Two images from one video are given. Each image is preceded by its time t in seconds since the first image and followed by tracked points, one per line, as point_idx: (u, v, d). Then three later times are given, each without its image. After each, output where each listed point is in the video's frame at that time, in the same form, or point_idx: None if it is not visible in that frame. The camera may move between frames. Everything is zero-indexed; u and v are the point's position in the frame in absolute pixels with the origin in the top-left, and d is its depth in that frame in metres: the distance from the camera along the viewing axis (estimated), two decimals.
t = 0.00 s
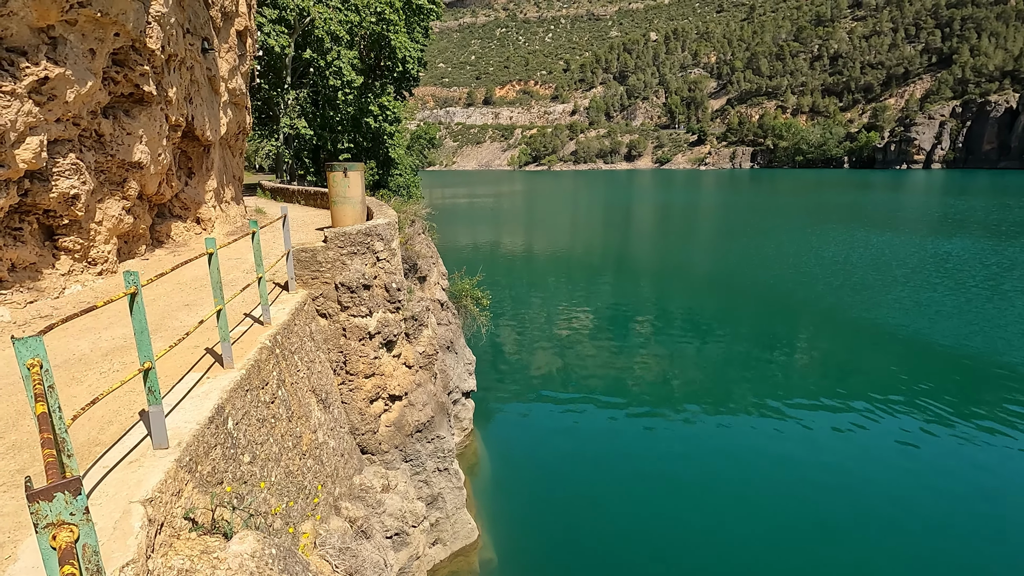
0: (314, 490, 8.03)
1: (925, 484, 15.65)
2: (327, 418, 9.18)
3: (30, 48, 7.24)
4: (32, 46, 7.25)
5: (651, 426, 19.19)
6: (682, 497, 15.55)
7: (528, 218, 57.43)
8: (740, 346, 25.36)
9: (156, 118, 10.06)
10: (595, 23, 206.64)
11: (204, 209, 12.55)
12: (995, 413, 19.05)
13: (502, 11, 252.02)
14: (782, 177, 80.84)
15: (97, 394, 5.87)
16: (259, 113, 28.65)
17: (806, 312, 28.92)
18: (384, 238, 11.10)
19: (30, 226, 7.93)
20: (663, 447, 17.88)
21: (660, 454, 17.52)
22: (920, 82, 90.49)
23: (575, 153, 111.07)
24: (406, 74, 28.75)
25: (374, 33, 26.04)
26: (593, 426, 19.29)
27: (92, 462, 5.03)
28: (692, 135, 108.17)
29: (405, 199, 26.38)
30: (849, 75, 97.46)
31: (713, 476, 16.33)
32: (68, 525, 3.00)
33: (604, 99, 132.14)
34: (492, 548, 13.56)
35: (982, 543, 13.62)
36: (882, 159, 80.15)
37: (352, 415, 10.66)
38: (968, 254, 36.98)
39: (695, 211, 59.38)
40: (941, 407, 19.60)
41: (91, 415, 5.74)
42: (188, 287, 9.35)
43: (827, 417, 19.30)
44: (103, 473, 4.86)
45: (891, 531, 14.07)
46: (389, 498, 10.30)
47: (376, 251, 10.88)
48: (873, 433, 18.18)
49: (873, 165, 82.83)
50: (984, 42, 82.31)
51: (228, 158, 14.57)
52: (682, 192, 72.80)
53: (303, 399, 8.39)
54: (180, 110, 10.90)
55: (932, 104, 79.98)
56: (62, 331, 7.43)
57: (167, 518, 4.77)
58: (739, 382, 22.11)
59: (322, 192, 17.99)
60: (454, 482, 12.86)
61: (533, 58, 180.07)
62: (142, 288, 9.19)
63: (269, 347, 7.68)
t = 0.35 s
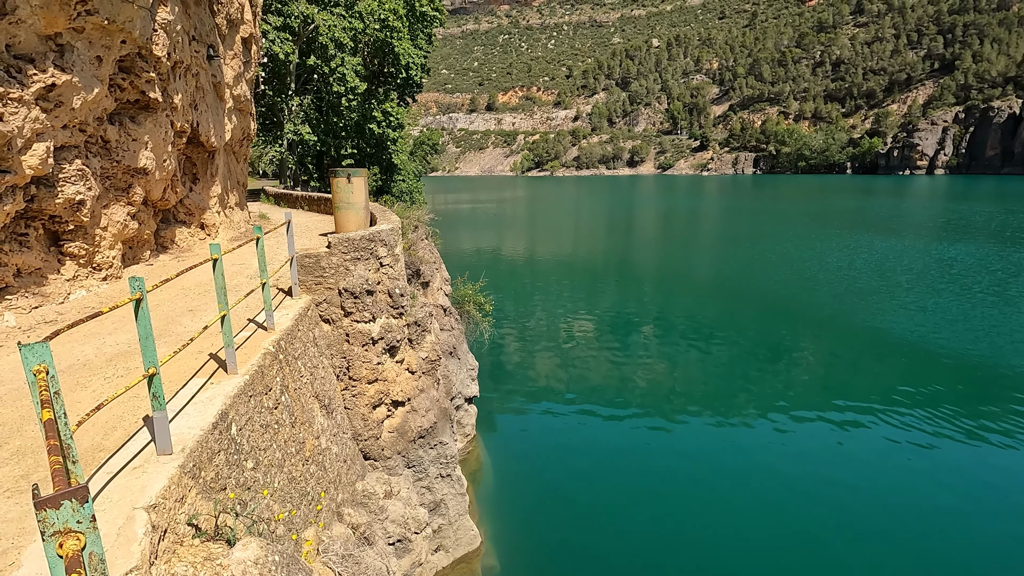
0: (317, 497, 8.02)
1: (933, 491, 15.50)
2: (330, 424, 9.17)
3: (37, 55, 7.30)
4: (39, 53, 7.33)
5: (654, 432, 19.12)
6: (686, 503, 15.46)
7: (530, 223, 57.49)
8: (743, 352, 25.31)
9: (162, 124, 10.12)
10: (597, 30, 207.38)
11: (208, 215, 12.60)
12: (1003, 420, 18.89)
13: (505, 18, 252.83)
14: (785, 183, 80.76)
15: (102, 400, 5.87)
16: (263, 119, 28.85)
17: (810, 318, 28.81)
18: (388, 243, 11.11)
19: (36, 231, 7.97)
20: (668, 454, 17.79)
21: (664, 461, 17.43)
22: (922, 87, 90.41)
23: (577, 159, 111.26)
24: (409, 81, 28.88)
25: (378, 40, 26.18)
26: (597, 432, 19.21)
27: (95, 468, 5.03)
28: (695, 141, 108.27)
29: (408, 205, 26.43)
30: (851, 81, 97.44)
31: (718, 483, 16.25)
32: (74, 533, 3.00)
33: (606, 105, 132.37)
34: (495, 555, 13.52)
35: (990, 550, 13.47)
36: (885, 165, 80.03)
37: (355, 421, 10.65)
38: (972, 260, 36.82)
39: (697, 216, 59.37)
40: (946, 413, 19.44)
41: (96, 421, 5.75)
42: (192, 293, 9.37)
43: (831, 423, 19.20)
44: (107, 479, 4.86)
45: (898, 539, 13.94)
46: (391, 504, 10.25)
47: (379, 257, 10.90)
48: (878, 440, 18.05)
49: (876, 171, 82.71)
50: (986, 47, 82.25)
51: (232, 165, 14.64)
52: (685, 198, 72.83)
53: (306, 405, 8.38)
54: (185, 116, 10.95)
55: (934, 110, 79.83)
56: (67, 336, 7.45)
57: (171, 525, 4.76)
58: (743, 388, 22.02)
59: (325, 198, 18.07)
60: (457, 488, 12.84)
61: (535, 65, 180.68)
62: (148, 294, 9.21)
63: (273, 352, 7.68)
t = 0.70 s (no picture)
0: (320, 502, 8.02)
1: (938, 497, 15.42)
2: (332, 428, 9.17)
3: (44, 61, 7.33)
4: (46, 59, 7.36)
5: (657, 437, 19.08)
6: (689, 508, 15.43)
7: (532, 228, 57.45)
8: (745, 357, 25.25)
9: (166, 129, 10.16)
10: (599, 35, 207.92)
11: (211, 219, 12.65)
12: (1009, 426, 18.79)
13: (507, 24, 253.75)
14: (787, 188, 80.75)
15: (106, 404, 5.88)
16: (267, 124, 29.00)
17: (813, 323, 28.75)
18: (391, 248, 11.13)
19: (41, 236, 7.99)
20: (671, 459, 17.77)
21: (667, 466, 17.40)
22: (924, 93, 90.41)
23: (580, 164, 111.40)
24: (412, 86, 28.97)
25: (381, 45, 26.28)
26: (600, 437, 19.19)
27: (99, 472, 5.03)
28: (697, 146, 108.30)
29: (411, 210, 26.46)
30: (853, 86, 97.47)
31: (721, 487, 16.21)
32: (83, 537, 3.01)
33: (608, 110, 132.62)
34: (496, 561, 13.46)
35: (994, 557, 13.38)
36: (888, 170, 80.01)
37: (358, 425, 10.65)
38: (976, 265, 36.71)
39: (699, 221, 59.28)
40: (951, 419, 19.36)
41: (100, 424, 5.75)
42: (195, 297, 9.39)
43: (835, 428, 19.15)
44: (111, 483, 4.86)
45: (902, 545, 13.87)
46: (393, 509, 10.20)
47: (382, 261, 10.91)
48: (883, 445, 17.98)
49: (878, 176, 82.69)
50: (989, 52, 82.22)
51: (236, 169, 14.69)
52: (687, 202, 72.91)
53: (309, 410, 8.38)
54: (190, 121, 11.00)
55: (937, 115, 79.81)
56: (72, 340, 7.47)
57: (174, 530, 4.75)
58: (746, 393, 21.96)
59: (328, 202, 18.12)
60: (459, 493, 12.81)
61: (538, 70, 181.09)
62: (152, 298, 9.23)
63: (276, 357, 7.68)
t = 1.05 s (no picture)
0: (322, 507, 8.02)
1: (944, 504, 15.28)
2: (334, 432, 9.16)
3: (50, 66, 7.40)
4: (51, 64, 7.42)
5: (661, 442, 19.01)
6: (693, 513, 15.34)
7: (534, 233, 57.48)
8: (747, 361, 25.21)
9: (170, 134, 10.21)
10: (600, 40, 208.57)
11: (214, 223, 12.67)
12: (1016, 432, 18.65)
13: (509, 28, 254.45)
14: (789, 192, 80.69)
15: (109, 407, 5.90)
16: (270, 129, 29.12)
17: (816, 328, 28.68)
18: (393, 252, 11.15)
19: (45, 239, 8.02)
20: (675, 464, 17.68)
21: (671, 471, 17.32)
22: (926, 97, 90.47)
23: (582, 169, 111.61)
24: (414, 91, 29.05)
25: (384, 51, 26.39)
26: (604, 442, 19.12)
27: (102, 475, 5.03)
28: (699, 151, 108.49)
29: (413, 214, 26.51)
30: (854, 91, 97.58)
31: (725, 493, 16.12)
32: (88, 540, 3.02)
33: (610, 114, 132.83)
34: (498, 566, 13.39)
35: (997, 562, 13.31)
36: (889, 174, 80.01)
37: (359, 430, 10.63)
38: (979, 270, 36.62)
39: (701, 225, 59.25)
40: (957, 425, 19.24)
41: (103, 427, 5.77)
42: (198, 300, 9.40)
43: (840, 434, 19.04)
44: (114, 486, 4.86)
45: (907, 552, 13.74)
46: (394, 514, 10.15)
47: (384, 265, 10.94)
48: (889, 451, 17.86)
49: (880, 181, 82.68)
50: (990, 57, 82.27)
51: (239, 174, 14.76)
52: (689, 207, 72.92)
53: (311, 413, 8.38)
54: (194, 126, 11.05)
55: (938, 120, 79.82)
56: (76, 343, 7.48)
57: (176, 533, 4.74)
58: (749, 398, 21.91)
59: (331, 207, 18.18)
60: (460, 498, 12.78)
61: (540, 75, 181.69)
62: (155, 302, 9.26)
63: (279, 360, 7.69)
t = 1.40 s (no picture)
0: (322, 511, 8.01)
1: (944, 508, 15.25)
2: (335, 436, 9.16)
3: (53, 70, 7.42)
4: (54, 67, 7.44)
5: (665, 447, 18.89)
6: (696, 519, 15.24)
7: (535, 236, 57.50)
8: (748, 365, 25.18)
9: (172, 137, 10.24)
10: (601, 45, 209.21)
11: (216, 227, 12.69)
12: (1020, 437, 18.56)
13: (510, 33, 254.79)
14: (790, 196, 80.71)
15: (109, 410, 5.89)
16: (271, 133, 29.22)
17: (817, 332, 28.63)
18: (394, 255, 11.15)
19: (46, 242, 8.02)
20: (679, 469, 17.59)
21: (675, 476, 17.22)
22: (926, 102, 90.54)
23: (582, 173, 111.74)
24: (415, 95, 29.13)
25: (385, 55, 26.47)
26: (606, 446, 19.05)
27: (102, 478, 5.02)
28: (699, 155, 108.61)
29: (414, 218, 26.54)
30: (854, 96, 97.71)
31: (729, 498, 16.04)
32: (87, 542, 3.01)
33: (610, 119, 133.01)
34: (498, 570, 13.35)
35: (997, 566, 13.28)
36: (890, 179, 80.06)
37: (360, 433, 10.62)
38: (981, 274, 36.55)
39: (702, 229, 59.26)
40: (961, 430, 19.14)
41: (103, 431, 5.76)
42: (199, 304, 9.41)
43: (845, 439, 18.92)
44: (113, 489, 4.85)
45: (913, 559, 13.62)
46: (394, 518, 10.13)
47: (385, 269, 10.94)
48: (889, 455, 17.83)
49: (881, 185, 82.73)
50: (990, 62, 82.35)
51: (240, 177, 14.79)
52: (690, 211, 73.00)
53: (311, 417, 8.37)
54: (195, 129, 11.08)
55: (939, 124, 79.90)
56: (76, 346, 7.48)
57: (176, 537, 4.74)
58: (750, 402, 21.85)
59: (331, 210, 18.20)
60: (461, 502, 12.78)
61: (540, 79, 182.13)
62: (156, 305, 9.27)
63: (279, 364, 7.68)
